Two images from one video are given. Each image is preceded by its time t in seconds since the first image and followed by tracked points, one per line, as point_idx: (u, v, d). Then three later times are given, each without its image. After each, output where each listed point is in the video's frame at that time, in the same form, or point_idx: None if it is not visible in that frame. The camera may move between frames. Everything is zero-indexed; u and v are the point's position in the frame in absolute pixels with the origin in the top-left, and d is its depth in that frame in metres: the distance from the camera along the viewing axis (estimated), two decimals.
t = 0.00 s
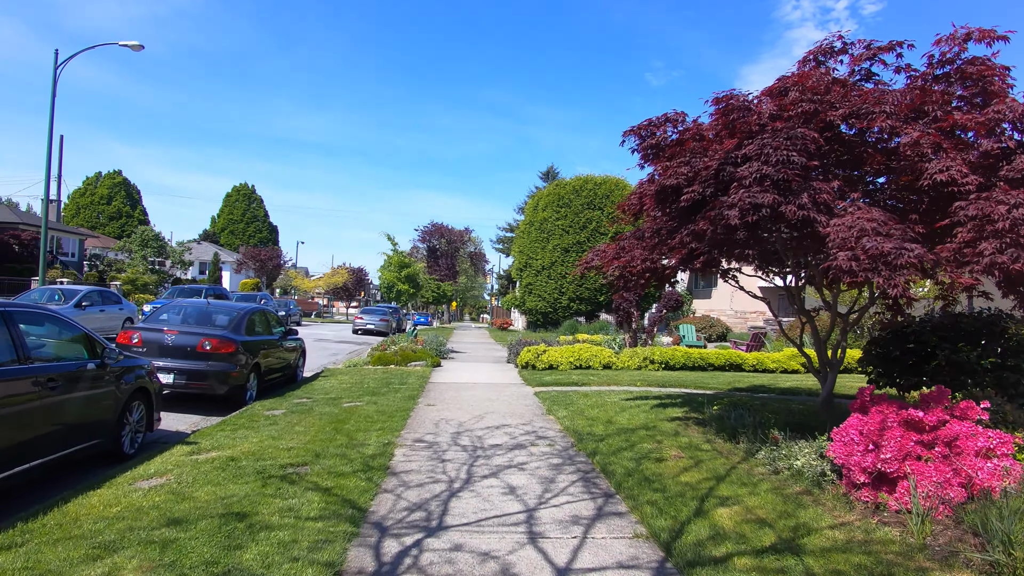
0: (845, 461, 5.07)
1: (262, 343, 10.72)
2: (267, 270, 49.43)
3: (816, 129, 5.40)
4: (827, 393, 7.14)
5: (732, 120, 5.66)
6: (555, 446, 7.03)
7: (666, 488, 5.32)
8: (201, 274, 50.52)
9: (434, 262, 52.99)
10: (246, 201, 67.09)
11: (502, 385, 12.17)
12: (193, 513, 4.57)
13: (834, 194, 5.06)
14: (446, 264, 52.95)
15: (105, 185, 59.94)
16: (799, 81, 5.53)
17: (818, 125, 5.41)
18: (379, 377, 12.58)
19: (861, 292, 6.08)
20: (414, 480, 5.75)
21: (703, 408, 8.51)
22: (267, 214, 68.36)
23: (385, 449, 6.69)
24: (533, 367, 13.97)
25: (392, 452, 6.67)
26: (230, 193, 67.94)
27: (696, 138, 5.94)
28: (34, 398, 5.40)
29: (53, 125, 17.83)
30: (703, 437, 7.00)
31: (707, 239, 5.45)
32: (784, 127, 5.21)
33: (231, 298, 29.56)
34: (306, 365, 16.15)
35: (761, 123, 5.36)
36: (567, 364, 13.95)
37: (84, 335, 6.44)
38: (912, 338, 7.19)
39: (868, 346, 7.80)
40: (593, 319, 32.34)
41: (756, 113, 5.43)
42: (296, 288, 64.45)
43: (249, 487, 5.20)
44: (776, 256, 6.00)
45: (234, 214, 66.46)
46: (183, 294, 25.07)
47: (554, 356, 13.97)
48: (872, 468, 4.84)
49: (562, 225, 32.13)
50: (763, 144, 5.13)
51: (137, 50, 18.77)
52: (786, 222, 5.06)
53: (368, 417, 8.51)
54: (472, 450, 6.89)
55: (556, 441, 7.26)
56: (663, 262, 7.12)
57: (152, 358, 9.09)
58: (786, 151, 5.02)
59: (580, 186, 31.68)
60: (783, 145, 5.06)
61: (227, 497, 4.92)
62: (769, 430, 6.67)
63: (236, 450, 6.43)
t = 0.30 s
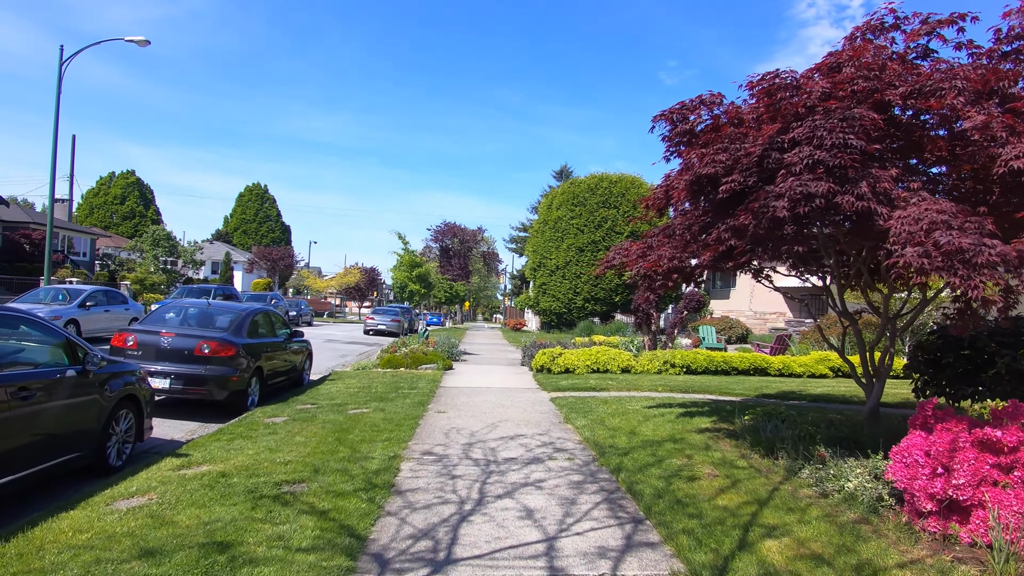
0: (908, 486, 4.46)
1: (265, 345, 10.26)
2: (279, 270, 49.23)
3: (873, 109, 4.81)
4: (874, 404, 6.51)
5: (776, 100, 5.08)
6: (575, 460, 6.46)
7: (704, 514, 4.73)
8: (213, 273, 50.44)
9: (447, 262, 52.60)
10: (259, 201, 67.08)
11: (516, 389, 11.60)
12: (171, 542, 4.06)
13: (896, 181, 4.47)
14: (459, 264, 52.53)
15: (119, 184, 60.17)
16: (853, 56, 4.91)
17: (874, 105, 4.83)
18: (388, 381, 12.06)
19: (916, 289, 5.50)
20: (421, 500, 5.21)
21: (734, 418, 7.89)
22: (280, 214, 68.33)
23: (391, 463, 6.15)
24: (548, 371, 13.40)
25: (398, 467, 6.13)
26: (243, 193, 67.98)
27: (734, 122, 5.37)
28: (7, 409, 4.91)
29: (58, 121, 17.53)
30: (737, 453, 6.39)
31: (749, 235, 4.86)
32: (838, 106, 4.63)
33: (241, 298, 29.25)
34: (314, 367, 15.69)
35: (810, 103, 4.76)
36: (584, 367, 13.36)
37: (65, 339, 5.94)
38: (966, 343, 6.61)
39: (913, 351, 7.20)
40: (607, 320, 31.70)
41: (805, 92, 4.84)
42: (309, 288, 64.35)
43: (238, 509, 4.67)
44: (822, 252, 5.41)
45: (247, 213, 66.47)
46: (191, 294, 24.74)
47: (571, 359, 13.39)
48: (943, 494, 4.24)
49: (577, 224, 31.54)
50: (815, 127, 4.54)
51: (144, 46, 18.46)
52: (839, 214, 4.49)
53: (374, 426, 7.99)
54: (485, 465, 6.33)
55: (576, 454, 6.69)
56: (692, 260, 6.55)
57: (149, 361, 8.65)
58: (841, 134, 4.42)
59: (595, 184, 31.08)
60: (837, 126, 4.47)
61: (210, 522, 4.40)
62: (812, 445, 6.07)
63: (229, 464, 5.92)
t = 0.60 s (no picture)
0: (979, 508, 3.84)
1: (262, 345, 9.76)
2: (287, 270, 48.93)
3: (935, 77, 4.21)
4: (921, 410, 5.89)
5: (822, 68, 4.50)
6: (592, 471, 5.88)
7: (741, 537, 4.14)
8: (221, 273, 50.26)
9: (456, 262, 52.13)
10: (268, 201, 66.90)
11: (525, 392, 11.05)
12: (130, 571, 3.53)
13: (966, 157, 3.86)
14: (468, 263, 52.04)
15: (128, 184, 60.22)
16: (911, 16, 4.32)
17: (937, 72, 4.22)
18: (392, 383, 11.56)
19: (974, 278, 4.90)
20: (421, 519, 4.65)
21: (763, 425, 7.28)
22: (289, 214, 68.14)
23: (389, 475, 5.60)
24: (560, 373, 12.83)
25: (398, 479, 5.57)
26: (251, 193, 67.85)
27: (772, 95, 4.77)
28: None
29: (57, 116, 17.16)
30: (771, 465, 5.78)
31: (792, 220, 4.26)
32: (899, 70, 4.06)
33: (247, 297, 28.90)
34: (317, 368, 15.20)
35: (863, 70, 4.17)
36: (598, 369, 12.79)
37: (32, 339, 5.43)
38: None
39: (960, 352, 6.57)
40: (619, 319, 31.06)
41: (856, 56, 4.26)
42: (318, 288, 64.12)
43: (213, 531, 4.13)
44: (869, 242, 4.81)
45: (256, 213, 66.33)
46: (196, 293, 24.38)
47: (583, 360, 12.83)
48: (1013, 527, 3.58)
49: (588, 221, 30.93)
50: (873, 95, 3.95)
51: (145, 40, 18.07)
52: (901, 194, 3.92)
53: (374, 431, 7.45)
54: (493, 477, 5.76)
55: (593, 465, 6.11)
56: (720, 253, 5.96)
57: (138, 362, 8.16)
58: (903, 102, 3.83)
59: (606, 181, 30.48)
60: (899, 94, 3.87)
61: (178, 547, 3.86)
62: (856, 456, 5.47)
63: (211, 476, 5.39)
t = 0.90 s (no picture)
0: None
1: (258, 350, 9.25)
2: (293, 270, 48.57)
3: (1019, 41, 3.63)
4: (978, 427, 5.25)
5: (882, 35, 3.94)
6: (612, 493, 5.28)
7: None
8: (228, 273, 50.01)
9: (464, 262, 51.66)
10: (276, 200, 66.66)
11: (535, 399, 10.48)
12: None
13: None
14: (477, 263, 51.54)
15: (136, 185, 60.19)
16: None
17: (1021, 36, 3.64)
18: (396, 389, 11.00)
19: None
20: (419, 554, 4.08)
21: (797, 441, 6.64)
22: (297, 214, 67.87)
23: (385, 498, 5.03)
24: (571, 377, 12.25)
25: (395, 502, 4.99)
26: (259, 193, 67.67)
27: (822, 70, 4.22)
28: None
29: (55, 113, 16.76)
30: (812, 489, 5.16)
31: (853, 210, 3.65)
32: (980, 34, 3.49)
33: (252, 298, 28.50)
34: (320, 372, 14.69)
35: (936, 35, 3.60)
36: (611, 373, 12.20)
37: None
38: None
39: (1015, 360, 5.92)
40: (630, 320, 30.41)
41: (926, 18, 3.69)
42: (325, 288, 63.83)
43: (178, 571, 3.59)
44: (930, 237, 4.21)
45: (263, 213, 66.10)
46: (198, 294, 23.96)
47: (596, 364, 12.25)
48: None
49: (598, 220, 30.32)
50: (952, 62, 3.39)
51: (145, 35, 17.64)
52: (986, 175, 3.32)
53: (372, 443, 6.88)
54: (501, 499, 5.18)
55: (612, 485, 5.50)
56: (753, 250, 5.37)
57: (124, 369, 7.66)
58: (989, 69, 3.25)
59: (616, 179, 29.92)
60: (985, 59, 3.31)
61: None
62: (911, 482, 4.87)
63: (187, 501, 4.84)
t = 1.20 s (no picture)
0: None
1: (250, 351, 8.73)
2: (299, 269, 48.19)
3: None
4: None
5: None
6: (632, 515, 4.70)
7: None
8: (233, 273, 49.67)
9: (471, 261, 51.15)
10: (282, 200, 66.34)
11: (544, 404, 9.88)
12: None
13: None
14: (483, 262, 51.00)
15: (141, 184, 60.05)
16: None
17: None
18: (397, 393, 10.44)
19: None
20: None
21: (833, 454, 6.04)
22: (303, 214, 67.53)
23: (378, 522, 4.46)
24: (581, 381, 11.67)
25: (388, 525, 4.43)
26: (265, 192, 67.37)
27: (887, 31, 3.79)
28: None
29: (50, 107, 16.31)
30: (861, 513, 4.56)
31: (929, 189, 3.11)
32: None
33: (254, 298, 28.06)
34: (320, 374, 14.16)
35: None
36: (624, 376, 11.61)
37: None
38: None
39: None
40: (639, 320, 29.79)
41: None
42: (332, 288, 63.42)
43: None
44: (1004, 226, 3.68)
45: (270, 213, 65.78)
46: (199, 293, 23.52)
47: (607, 367, 11.68)
48: None
49: (608, 219, 29.70)
50: None
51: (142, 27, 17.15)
52: None
53: (368, 455, 6.31)
54: (508, 521, 4.61)
55: (632, 506, 4.92)
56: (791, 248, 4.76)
57: (104, 374, 7.16)
58: None
59: (625, 177, 29.34)
60: None
61: None
62: (976, 506, 4.31)
63: (154, 524, 4.29)
